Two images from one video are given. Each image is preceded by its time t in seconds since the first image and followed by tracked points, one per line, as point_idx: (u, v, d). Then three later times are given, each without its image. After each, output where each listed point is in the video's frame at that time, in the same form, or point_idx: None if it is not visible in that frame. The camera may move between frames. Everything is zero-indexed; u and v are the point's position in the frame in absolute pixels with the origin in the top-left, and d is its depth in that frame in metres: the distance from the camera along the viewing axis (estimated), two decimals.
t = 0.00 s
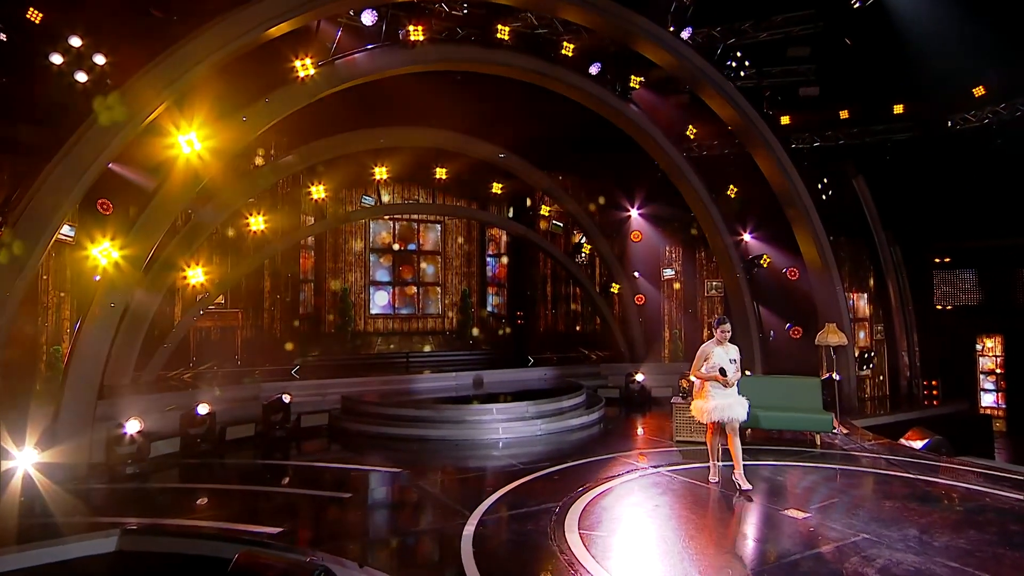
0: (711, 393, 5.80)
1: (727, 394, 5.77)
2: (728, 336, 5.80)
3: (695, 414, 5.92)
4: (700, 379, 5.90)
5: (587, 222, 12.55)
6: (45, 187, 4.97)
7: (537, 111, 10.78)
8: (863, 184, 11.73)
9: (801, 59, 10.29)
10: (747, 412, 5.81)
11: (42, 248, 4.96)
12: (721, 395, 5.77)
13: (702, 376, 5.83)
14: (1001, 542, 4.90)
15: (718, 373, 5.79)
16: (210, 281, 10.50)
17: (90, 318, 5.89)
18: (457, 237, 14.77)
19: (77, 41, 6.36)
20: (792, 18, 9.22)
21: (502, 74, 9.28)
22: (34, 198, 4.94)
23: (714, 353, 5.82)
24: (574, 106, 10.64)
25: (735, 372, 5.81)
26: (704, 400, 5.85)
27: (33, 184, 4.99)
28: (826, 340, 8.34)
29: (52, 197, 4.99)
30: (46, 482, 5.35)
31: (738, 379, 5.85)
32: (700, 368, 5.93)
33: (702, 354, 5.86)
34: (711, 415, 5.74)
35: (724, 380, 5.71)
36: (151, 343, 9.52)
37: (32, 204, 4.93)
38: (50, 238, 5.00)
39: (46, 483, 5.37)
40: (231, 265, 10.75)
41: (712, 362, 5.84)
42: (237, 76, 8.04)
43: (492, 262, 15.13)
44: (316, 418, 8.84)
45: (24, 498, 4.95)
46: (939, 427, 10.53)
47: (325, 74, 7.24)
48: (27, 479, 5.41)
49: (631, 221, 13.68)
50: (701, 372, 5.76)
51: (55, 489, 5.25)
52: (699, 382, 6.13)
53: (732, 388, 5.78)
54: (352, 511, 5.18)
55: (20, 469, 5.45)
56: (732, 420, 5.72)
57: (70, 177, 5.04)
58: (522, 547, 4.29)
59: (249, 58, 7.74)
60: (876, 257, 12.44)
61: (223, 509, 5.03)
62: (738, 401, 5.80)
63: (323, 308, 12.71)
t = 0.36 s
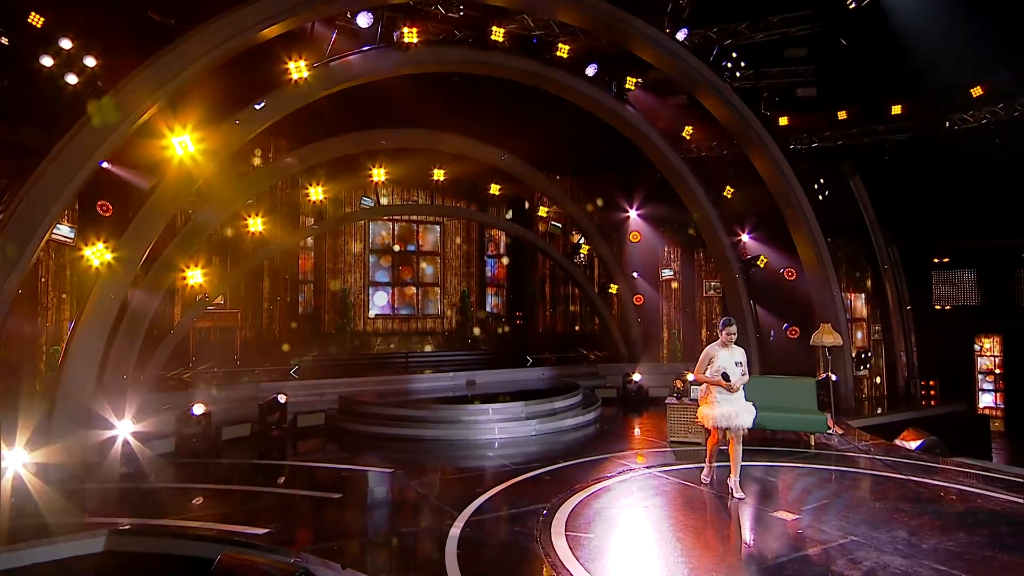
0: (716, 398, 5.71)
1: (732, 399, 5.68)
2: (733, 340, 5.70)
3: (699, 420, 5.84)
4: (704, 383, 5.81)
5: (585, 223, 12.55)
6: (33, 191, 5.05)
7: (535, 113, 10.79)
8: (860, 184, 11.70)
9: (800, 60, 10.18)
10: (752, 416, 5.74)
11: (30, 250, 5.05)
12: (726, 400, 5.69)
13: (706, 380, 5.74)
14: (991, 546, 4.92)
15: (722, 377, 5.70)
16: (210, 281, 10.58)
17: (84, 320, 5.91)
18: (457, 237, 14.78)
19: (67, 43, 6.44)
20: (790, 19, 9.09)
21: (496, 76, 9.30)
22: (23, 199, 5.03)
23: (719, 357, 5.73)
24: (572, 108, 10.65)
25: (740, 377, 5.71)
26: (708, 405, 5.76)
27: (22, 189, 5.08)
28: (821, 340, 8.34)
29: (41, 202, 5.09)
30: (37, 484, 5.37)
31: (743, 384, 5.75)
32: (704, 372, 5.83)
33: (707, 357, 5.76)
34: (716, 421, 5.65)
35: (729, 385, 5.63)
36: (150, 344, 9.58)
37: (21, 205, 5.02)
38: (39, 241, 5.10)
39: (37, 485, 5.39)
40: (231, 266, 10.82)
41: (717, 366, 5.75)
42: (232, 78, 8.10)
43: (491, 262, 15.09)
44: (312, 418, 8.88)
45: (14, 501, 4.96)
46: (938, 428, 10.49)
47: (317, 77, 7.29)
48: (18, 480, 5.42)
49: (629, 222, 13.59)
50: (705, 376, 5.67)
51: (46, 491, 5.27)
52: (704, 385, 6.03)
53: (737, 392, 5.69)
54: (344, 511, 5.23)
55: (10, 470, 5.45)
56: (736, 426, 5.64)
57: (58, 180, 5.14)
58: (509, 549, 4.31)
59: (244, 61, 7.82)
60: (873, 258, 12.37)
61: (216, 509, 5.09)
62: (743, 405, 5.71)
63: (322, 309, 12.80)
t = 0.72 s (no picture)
0: (721, 399, 5.54)
1: (738, 401, 5.50)
2: (738, 340, 5.53)
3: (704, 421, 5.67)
4: (708, 384, 5.64)
5: (589, 224, 12.63)
6: (38, 195, 5.23)
7: (537, 115, 10.88)
8: (863, 183, 11.66)
9: (802, 60, 10.17)
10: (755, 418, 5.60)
11: (35, 256, 5.22)
12: (731, 401, 5.52)
13: (710, 381, 5.58)
14: (983, 547, 4.96)
15: (727, 378, 5.53)
16: (218, 282, 10.81)
17: (92, 323, 6.12)
18: (462, 237, 14.94)
19: (72, 50, 7.16)
20: (791, 20, 9.13)
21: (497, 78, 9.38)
22: (28, 205, 5.21)
23: (724, 357, 5.53)
24: (574, 110, 10.72)
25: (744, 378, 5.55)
26: (712, 406, 5.60)
27: (27, 193, 5.26)
28: (819, 340, 8.36)
29: (45, 205, 5.27)
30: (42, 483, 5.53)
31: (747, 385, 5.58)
32: (708, 373, 5.65)
33: (711, 358, 5.57)
34: (721, 423, 5.47)
35: (734, 386, 5.46)
36: (162, 343, 9.86)
37: (26, 211, 5.19)
38: (44, 242, 5.27)
39: (43, 483, 5.55)
40: (239, 267, 11.05)
41: (722, 366, 5.57)
42: (238, 84, 8.29)
43: (497, 263, 15.23)
44: (316, 416, 9.09)
45: (19, 499, 5.13)
46: (942, 429, 10.47)
47: (321, 82, 7.48)
48: (24, 478, 5.60)
49: (632, 223, 13.54)
50: (709, 377, 5.50)
51: (52, 489, 5.44)
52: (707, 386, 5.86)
53: (743, 394, 5.53)
54: (345, 507, 5.39)
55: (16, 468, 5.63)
56: (740, 427, 5.52)
57: (62, 185, 5.33)
58: (500, 548, 4.43)
59: (248, 66, 8.02)
60: (876, 257, 12.29)
61: (220, 506, 5.26)
62: (747, 407, 5.56)
63: (330, 309, 13.05)
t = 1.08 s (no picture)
0: (731, 404, 5.41)
1: (747, 406, 5.38)
2: (748, 344, 5.50)
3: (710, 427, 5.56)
4: (718, 390, 5.53)
5: (597, 226, 12.63)
6: (52, 199, 5.48)
7: (542, 119, 10.98)
8: (870, 183, 11.55)
9: (807, 62, 10.12)
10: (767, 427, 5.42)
11: (48, 257, 5.48)
12: (741, 406, 5.39)
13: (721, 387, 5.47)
14: (978, 549, 5.01)
15: (739, 383, 5.43)
16: (232, 284, 11.10)
17: (108, 323, 6.41)
18: (471, 238, 15.07)
19: (84, 61, 7.55)
20: (796, 21, 9.11)
21: (501, 82, 9.49)
22: (43, 209, 5.45)
23: (734, 361, 5.47)
24: (580, 115, 10.81)
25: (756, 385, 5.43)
26: (723, 412, 5.47)
27: (42, 198, 5.51)
28: (822, 341, 8.36)
29: (59, 209, 5.51)
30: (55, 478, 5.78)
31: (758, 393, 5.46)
32: (719, 379, 5.56)
33: (722, 362, 5.50)
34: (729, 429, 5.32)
35: (746, 391, 5.35)
36: (178, 344, 10.17)
37: (41, 215, 5.43)
38: (58, 245, 5.54)
39: (56, 478, 5.80)
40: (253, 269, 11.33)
41: (733, 371, 5.49)
42: (248, 91, 8.55)
43: (505, 265, 15.39)
44: (326, 415, 9.33)
45: (33, 494, 5.37)
46: (951, 430, 10.44)
47: (327, 88, 7.67)
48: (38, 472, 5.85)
49: (641, 225, 13.36)
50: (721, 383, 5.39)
51: (64, 484, 5.69)
52: (717, 394, 5.76)
53: (754, 400, 5.39)
54: (348, 504, 5.57)
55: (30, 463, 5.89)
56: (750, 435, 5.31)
57: (76, 188, 5.58)
58: (495, 546, 4.56)
59: (258, 72, 8.28)
60: (883, 256, 12.36)
61: (231, 501, 5.49)
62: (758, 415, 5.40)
63: (342, 309, 13.32)
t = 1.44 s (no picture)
0: (744, 407, 5.41)
1: (761, 409, 5.40)
2: (758, 344, 5.54)
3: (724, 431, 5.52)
4: (731, 392, 5.52)
5: (608, 226, 12.60)
6: (73, 205, 5.75)
7: (551, 122, 11.05)
8: (881, 183, 11.48)
9: (818, 62, 10.03)
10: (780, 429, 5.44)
11: (70, 262, 5.74)
12: (755, 408, 5.40)
13: (734, 389, 5.47)
14: (976, 552, 5.02)
15: (754, 384, 5.43)
16: (249, 285, 11.43)
17: (128, 324, 6.77)
18: (483, 240, 15.15)
19: (103, 72, 7.92)
20: (805, 22, 9.05)
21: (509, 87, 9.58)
22: (64, 216, 5.71)
23: (746, 362, 5.48)
24: (589, 118, 10.88)
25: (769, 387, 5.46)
26: (736, 414, 5.45)
27: (63, 205, 5.79)
28: (831, 341, 8.30)
29: (80, 214, 5.78)
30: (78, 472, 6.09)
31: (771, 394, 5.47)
32: (731, 380, 5.53)
33: (735, 364, 5.49)
34: (745, 433, 5.31)
35: (761, 392, 5.35)
36: (200, 343, 10.56)
37: (62, 222, 5.69)
38: (79, 247, 5.80)
39: (79, 472, 6.11)
40: (270, 271, 11.63)
41: (746, 373, 5.48)
42: (262, 99, 8.82)
43: (518, 266, 15.50)
44: (339, 413, 9.62)
45: (58, 486, 5.66)
46: (965, 431, 10.34)
47: (339, 92, 7.91)
48: (61, 467, 6.15)
49: (651, 225, 13.48)
50: (734, 385, 5.40)
51: (87, 477, 5.99)
52: (727, 397, 5.73)
53: (767, 402, 5.42)
54: (356, 500, 5.78)
55: (54, 457, 6.22)
56: (766, 437, 5.31)
57: (94, 195, 5.84)
58: (493, 543, 4.70)
59: (271, 80, 8.53)
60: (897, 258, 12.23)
61: (244, 497, 5.72)
62: (771, 417, 5.42)
63: (358, 310, 13.60)
